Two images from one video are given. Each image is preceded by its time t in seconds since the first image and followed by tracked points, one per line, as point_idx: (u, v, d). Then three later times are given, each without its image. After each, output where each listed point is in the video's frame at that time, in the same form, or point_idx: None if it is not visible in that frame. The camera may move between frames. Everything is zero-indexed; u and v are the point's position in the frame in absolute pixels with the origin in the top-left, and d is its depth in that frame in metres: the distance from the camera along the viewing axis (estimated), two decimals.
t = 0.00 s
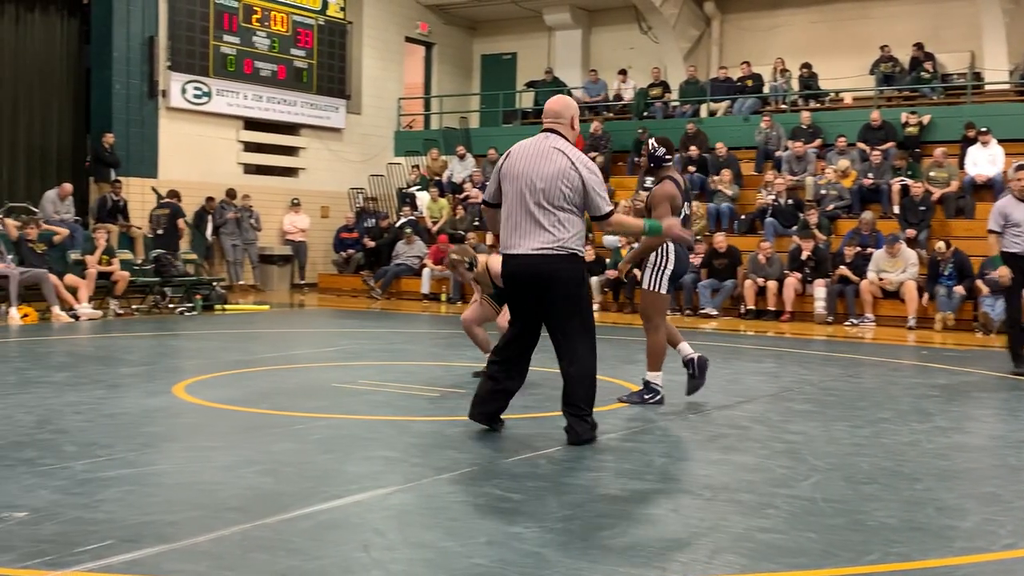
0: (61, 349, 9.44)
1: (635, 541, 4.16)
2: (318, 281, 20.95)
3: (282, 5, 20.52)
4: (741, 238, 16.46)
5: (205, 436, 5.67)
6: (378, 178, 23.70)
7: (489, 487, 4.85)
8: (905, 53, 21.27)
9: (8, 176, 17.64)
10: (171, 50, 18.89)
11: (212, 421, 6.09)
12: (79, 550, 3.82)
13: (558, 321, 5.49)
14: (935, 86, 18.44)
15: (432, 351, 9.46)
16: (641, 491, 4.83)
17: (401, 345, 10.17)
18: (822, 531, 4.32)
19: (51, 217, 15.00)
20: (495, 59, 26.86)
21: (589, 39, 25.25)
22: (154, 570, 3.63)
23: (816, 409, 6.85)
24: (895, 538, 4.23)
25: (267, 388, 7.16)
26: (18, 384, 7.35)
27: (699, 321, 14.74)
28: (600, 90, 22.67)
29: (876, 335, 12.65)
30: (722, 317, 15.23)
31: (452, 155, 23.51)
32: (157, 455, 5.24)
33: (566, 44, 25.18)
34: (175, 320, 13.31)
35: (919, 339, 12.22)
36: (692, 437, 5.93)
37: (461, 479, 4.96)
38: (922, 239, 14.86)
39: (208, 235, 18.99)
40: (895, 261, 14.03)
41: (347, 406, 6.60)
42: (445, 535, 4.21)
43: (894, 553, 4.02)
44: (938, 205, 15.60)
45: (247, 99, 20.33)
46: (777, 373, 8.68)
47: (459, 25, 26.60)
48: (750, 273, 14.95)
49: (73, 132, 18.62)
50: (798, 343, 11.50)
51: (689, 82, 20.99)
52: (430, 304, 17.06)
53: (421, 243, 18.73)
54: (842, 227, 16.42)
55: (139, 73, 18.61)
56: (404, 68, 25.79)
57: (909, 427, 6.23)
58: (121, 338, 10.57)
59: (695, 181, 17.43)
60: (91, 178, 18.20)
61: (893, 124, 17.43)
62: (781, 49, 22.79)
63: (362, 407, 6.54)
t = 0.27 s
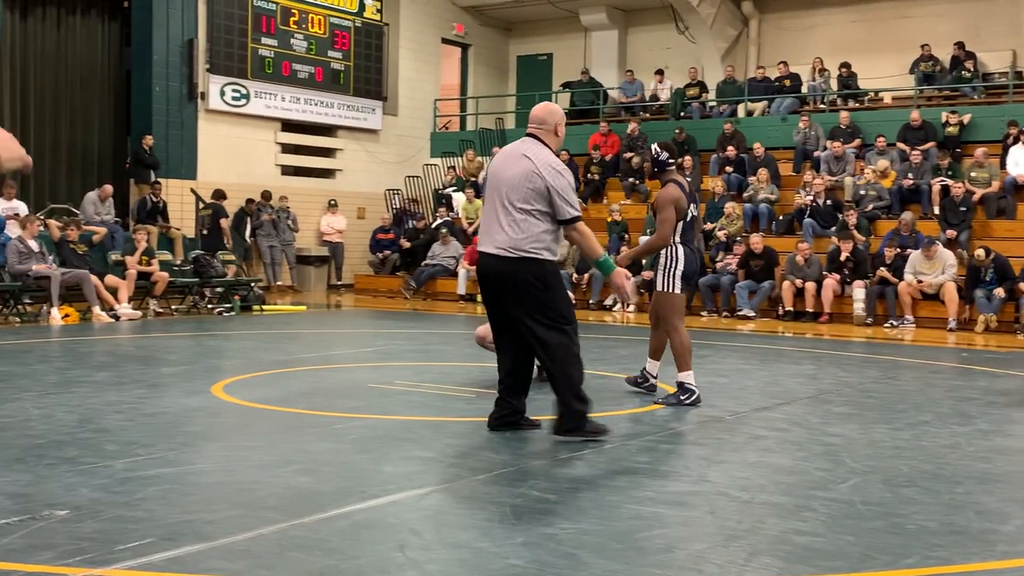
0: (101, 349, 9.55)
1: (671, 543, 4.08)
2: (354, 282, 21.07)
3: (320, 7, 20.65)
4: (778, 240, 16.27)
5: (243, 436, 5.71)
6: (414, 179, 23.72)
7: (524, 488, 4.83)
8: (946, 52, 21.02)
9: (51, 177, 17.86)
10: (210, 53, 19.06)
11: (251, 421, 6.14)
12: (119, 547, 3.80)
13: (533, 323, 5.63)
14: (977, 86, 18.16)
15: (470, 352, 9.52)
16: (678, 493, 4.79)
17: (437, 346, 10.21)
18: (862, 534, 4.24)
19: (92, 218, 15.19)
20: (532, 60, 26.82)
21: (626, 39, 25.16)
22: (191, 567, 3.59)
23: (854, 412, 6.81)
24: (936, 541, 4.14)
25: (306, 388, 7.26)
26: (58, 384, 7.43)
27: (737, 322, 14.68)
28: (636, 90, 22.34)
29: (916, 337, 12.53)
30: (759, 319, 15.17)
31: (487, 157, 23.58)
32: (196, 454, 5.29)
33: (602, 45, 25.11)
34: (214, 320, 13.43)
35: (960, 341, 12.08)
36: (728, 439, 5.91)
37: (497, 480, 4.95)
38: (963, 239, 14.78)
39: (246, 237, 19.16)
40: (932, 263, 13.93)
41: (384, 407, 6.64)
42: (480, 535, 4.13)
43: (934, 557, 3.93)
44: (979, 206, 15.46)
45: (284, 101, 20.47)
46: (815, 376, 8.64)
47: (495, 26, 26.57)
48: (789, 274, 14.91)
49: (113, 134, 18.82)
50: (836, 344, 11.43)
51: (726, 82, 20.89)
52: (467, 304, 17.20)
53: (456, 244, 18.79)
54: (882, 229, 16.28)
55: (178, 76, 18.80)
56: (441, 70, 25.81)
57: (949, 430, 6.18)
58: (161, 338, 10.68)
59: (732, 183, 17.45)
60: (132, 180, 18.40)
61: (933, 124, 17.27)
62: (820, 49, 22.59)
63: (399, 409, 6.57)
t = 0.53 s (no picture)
0: (126, 349, 9.62)
1: (693, 545, 4.02)
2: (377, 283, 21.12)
3: (342, 9, 20.69)
4: (800, 240, 16.19)
5: (265, 438, 5.74)
6: (435, 180, 23.74)
7: (545, 490, 4.81)
8: (971, 51, 20.86)
9: (75, 178, 17.97)
10: (233, 55, 19.13)
11: (274, 422, 6.18)
12: (142, 547, 3.80)
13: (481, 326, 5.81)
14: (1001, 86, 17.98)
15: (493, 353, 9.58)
16: (700, 495, 4.76)
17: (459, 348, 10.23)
18: (887, 537, 4.17)
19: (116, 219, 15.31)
20: (554, 60, 26.82)
21: (648, 39, 25.13)
22: (212, 567, 3.58)
23: (878, 414, 6.77)
24: (961, 544, 4.08)
25: (330, 389, 7.33)
26: (82, 384, 7.49)
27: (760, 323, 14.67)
28: (658, 91, 22.20)
29: (940, 338, 12.47)
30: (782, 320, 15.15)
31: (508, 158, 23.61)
32: (218, 454, 5.32)
33: (624, 45, 25.10)
34: (237, 320, 13.49)
35: (984, 343, 12.03)
36: (750, 441, 5.89)
37: (519, 481, 4.94)
38: (988, 240, 14.65)
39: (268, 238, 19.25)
40: (955, 265, 13.86)
41: (406, 409, 6.67)
42: (502, 536, 4.07)
43: (959, 560, 3.86)
44: (1005, 207, 15.40)
45: (306, 103, 20.55)
46: (838, 377, 8.62)
47: (516, 27, 26.57)
48: (812, 275, 14.84)
49: (137, 135, 18.94)
50: (860, 346, 11.38)
51: (748, 82, 20.86)
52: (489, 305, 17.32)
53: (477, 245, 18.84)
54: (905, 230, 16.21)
55: (201, 78, 18.90)
56: (463, 71, 25.86)
57: (974, 433, 6.15)
58: (185, 338, 10.74)
59: (754, 183, 17.45)
60: (155, 181, 18.50)
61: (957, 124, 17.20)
62: (844, 49, 22.51)
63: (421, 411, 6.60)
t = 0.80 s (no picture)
0: (137, 349, 9.65)
1: (703, 545, 4.01)
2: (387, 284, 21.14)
3: (353, 10, 20.69)
4: (811, 240, 16.18)
5: (276, 438, 5.76)
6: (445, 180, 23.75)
7: (555, 490, 4.81)
8: (983, 50, 20.77)
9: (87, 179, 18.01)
10: (243, 56, 19.15)
11: (284, 422, 6.20)
12: (153, 547, 3.81)
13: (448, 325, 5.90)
14: (1013, 86, 17.91)
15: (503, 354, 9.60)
16: (709, 496, 4.76)
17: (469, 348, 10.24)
18: (897, 538, 4.16)
19: (126, 219, 15.35)
20: (564, 61, 26.81)
21: (658, 39, 25.10)
22: (224, 567, 3.58)
23: (888, 414, 6.76)
24: (971, 545, 4.07)
25: (340, 390, 7.35)
26: (93, 384, 7.51)
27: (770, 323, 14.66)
28: (668, 91, 22.37)
29: (951, 339, 12.44)
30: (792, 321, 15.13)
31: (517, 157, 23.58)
32: (228, 454, 5.33)
33: (633, 46, 25.09)
34: (247, 321, 13.54)
35: (995, 343, 12.01)
36: (760, 441, 5.89)
37: (528, 481, 4.94)
38: (998, 241, 14.70)
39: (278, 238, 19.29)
40: (966, 265, 13.81)
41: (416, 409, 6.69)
42: (512, 536, 4.07)
43: (969, 561, 3.85)
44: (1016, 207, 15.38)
45: (316, 103, 20.57)
46: (848, 377, 8.62)
47: (526, 27, 26.55)
48: (822, 275, 14.83)
49: (148, 136, 18.99)
50: (870, 346, 11.37)
51: (758, 82, 20.83)
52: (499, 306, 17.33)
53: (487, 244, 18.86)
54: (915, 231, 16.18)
55: (211, 79, 18.93)
56: (473, 71, 25.86)
57: (984, 434, 6.15)
58: (196, 339, 10.76)
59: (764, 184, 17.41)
60: (166, 181, 18.53)
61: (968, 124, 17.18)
62: (855, 49, 22.46)
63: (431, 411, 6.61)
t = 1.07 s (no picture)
0: (141, 349, 9.66)
1: (707, 545, 4.01)
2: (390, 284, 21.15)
3: (357, 10, 20.71)
4: (814, 240, 16.16)
5: (279, 437, 5.76)
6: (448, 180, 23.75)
7: (559, 490, 4.81)
8: (987, 50, 20.74)
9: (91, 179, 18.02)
10: (247, 56, 19.17)
11: (288, 422, 6.21)
12: (157, 546, 3.81)
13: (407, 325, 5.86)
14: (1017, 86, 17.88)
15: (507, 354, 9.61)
16: (714, 496, 4.76)
17: (472, 348, 10.24)
18: (900, 538, 4.16)
19: (130, 219, 15.37)
20: (568, 61, 26.81)
21: (661, 39, 25.09)
22: (228, 567, 3.58)
23: (892, 414, 6.77)
24: (975, 545, 4.06)
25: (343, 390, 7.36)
26: (97, 384, 7.51)
27: (773, 323, 14.66)
28: (672, 91, 22.18)
29: (955, 339, 12.43)
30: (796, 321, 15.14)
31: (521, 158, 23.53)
32: (232, 454, 5.34)
33: (637, 46, 25.09)
34: (251, 321, 13.57)
35: (999, 343, 12.00)
36: (764, 441, 5.89)
37: (531, 481, 4.95)
38: (1003, 241, 14.72)
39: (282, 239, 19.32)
40: (970, 264, 13.79)
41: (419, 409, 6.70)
42: (516, 536, 4.06)
43: (973, 561, 3.84)
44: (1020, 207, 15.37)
45: (320, 104, 20.58)
46: (851, 376, 8.62)
47: (529, 27, 26.56)
48: (826, 275, 14.83)
49: (152, 136, 19.01)
50: (875, 346, 11.36)
51: (763, 82, 20.83)
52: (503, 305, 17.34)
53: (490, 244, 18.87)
54: (919, 230, 16.16)
55: (215, 79, 18.94)
56: (476, 72, 25.86)
57: (987, 434, 6.15)
58: (200, 338, 10.77)
59: (767, 184, 17.39)
60: (170, 181, 18.55)
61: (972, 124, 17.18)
62: (858, 49, 22.45)
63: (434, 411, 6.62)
